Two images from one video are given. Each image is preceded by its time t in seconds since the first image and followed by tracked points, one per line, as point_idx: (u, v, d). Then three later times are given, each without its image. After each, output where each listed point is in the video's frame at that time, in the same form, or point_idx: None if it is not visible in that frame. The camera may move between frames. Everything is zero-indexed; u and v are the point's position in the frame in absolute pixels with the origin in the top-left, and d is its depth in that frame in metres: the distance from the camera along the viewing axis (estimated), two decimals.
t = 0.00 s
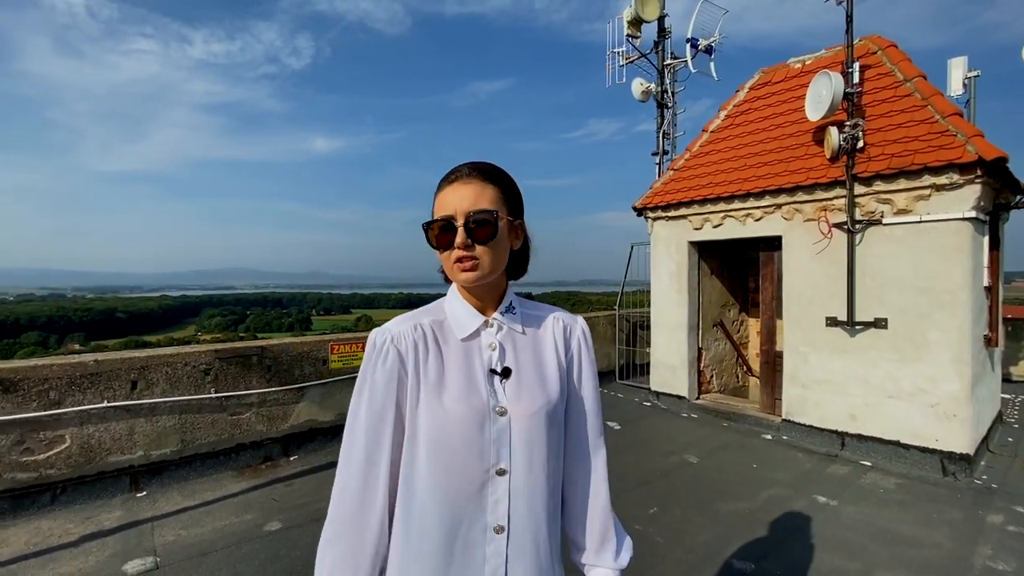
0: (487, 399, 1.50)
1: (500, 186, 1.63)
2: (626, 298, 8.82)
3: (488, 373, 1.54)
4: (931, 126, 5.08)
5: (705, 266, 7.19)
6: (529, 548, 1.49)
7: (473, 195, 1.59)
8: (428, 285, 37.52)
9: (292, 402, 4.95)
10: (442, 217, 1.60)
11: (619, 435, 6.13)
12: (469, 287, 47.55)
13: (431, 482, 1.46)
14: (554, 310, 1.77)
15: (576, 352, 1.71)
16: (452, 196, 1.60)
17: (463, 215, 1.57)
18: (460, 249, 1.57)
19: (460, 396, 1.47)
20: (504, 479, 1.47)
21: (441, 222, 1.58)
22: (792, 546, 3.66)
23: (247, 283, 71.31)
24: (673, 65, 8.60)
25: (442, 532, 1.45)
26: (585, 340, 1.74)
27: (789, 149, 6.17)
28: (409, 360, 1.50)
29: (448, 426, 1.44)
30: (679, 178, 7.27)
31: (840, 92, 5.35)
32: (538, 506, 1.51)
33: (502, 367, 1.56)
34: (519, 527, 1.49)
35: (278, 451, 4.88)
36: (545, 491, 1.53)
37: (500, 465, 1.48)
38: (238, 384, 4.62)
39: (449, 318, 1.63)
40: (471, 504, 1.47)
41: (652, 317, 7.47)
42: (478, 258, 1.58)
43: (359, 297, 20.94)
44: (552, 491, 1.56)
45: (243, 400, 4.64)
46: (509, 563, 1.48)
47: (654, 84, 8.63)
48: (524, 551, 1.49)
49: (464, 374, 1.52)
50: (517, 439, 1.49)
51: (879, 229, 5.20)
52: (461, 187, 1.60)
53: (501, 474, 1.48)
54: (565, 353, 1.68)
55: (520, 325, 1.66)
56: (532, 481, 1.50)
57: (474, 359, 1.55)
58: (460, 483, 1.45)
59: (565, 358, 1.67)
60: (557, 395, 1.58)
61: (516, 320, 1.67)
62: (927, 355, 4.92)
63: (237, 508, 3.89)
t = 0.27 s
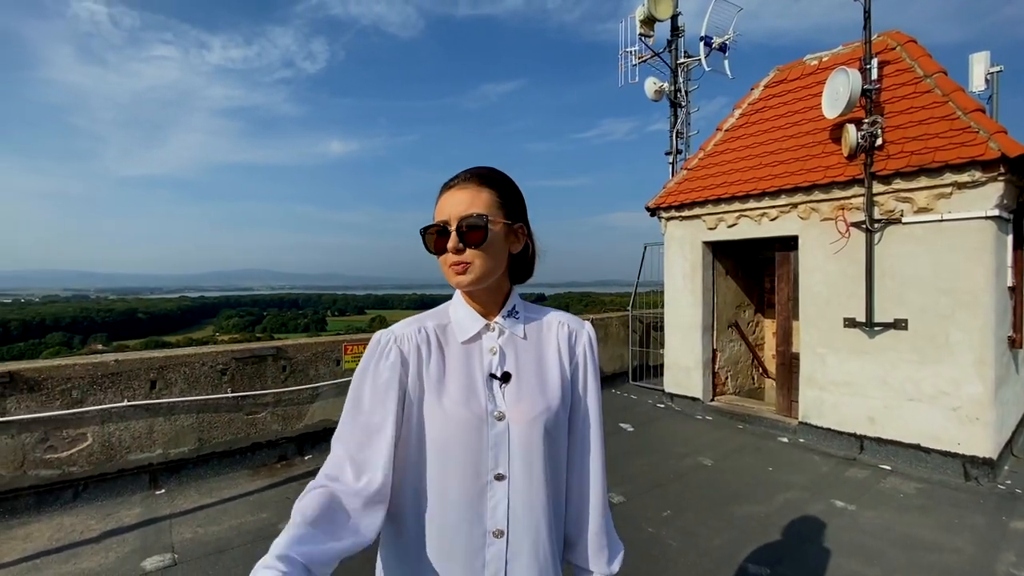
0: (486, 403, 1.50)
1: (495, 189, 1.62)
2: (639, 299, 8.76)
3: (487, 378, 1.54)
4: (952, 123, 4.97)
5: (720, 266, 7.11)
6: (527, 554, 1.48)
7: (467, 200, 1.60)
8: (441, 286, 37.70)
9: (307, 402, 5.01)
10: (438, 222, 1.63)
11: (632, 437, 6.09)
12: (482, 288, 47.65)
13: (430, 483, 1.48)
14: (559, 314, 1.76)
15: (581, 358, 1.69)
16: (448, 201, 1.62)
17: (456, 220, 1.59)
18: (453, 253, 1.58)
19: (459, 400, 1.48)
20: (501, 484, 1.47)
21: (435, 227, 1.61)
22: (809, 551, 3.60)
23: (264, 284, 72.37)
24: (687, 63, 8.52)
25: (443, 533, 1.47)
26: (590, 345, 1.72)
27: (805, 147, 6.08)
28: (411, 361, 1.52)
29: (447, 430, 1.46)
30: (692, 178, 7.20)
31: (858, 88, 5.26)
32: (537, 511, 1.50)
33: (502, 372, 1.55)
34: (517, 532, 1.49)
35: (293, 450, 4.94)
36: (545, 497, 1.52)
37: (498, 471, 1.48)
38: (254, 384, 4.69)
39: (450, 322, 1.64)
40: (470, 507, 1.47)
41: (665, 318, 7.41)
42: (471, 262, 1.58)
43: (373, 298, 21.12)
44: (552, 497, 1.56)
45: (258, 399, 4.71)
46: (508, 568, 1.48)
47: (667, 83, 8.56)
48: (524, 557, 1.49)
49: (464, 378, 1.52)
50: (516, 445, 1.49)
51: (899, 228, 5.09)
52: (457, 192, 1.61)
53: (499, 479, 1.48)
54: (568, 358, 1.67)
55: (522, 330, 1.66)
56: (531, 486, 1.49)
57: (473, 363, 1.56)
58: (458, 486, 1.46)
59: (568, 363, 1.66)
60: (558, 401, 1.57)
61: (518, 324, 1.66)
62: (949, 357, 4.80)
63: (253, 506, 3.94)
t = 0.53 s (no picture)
0: (497, 401, 1.50)
1: (515, 191, 1.61)
2: (647, 299, 8.72)
3: (498, 376, 1.54)
4: (966, 119, 4.89)
5: (728, 266, 7.05)
6: (531, 554, 1.47)
7: (488, 200, 1.59)
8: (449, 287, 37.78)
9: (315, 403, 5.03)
10: (457, 222, 1.61)
11: (640, 438, 6.06)
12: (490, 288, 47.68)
13: (437, 478, 1.49)
14: (573, 316, 1.74)
15: (594, 360, 1.68)
16: (468, 200, 1.61)
17: (478, 221, 1.58)
18: (475, 254, 1.58)
19: (469, 396, 1.47)
20: (508, 483, 1.46)
21: (454, 228, 1.59)
22: (820, 554, 3.56)
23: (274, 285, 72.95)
24: (694, 62, 8.46)
25: (447, 528, 1.48)
26: (605, 348, 1.70)
27: (815, 145, 6.01)
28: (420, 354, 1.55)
29: (456, 425, 1.46)
30: (701, 177, 7.15)
31: (869, 85, 5.19)
32: (544, 511, 1.49)
33: (513, 370, 1.55)
34: (522, 532, 1.48)
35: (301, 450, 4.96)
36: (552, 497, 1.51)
37: (506, 469, 1.47)
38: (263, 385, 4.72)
39: (464, 320, 1.66)
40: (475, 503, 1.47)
41: (673, 318, 7.37)
42: (493, 264, 1.58)
43: (381, 299, 21.20)
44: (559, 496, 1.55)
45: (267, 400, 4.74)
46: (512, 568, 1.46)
47: (675, 82, 8.52)
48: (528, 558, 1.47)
49: (474, 374, 1.53)
50: (525, 443, 1.48)
51: (911, 227, 5.02)
52: (477, 192, 1.60)
53: (506, 478, 1.47)
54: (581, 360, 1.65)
55: (534, 331, 1.65)
56: (538, 486, 1.48)
57: (485, 360, 1.56)
58: (464, 482, 1.46)
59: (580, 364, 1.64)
60: (570, 402, 1.55)
61: (531, 325, 1.65)
62: (963, 357, 4.72)
63: (261, 506, 3.96)
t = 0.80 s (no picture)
0: (498, 403, 1.51)
1: (526, 192, 1.60)
2: (650, 299, 8.69)
3: (503, 379, 1.55)
4: (972, 117, 4.85)
5: (732, 266, 7.03)
6: (529, 566, 1.42)
7: (496, 202, 1.58)
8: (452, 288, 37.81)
9: (318, 404, 5.05)
10: (466, 222, 1.63)
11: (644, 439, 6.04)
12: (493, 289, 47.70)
13: (443, 477, 1.54)
14: (592, 320, 1.65)
15: (611, 367, 1.57)
16: (478, 201, 1.62)
17: (483, 222, 1.58)
18: (477, 255, 1.58)
19: (472, 398, 1.51)
20: (507, 487, 1.46)
21: (461, 228, 1.61)
22: (826, 556, 3.54)
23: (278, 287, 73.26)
24: (697, 61, 8.44)
25: (450, 527, 1.51)
26: (624, 354, 1.59)
27: (819, 144, 5.98)
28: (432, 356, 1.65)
29: (459, 425, 1.51)
30: (704, 176, 7.13)
31: (874, 84, 5.16)
32: (544, 521, 1.45)
33: (517, 373, 1.54)
34: (520, 542, 1.44)
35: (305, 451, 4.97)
36: (554, 506, 1.46)
37: (505, 473, 1.46)
38: (267, 387, 4.74)
39: (476, 322, 1.68)
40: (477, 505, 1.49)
41: (677, 318, 7.35)
42: (495, 265, 1.57)
43: (384, 300, 21.23)
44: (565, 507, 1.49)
45: (271, 401, 4.76)
46: None
47: (677, 81, 8.50)
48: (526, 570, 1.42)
49: (480, 376, 1.56)
50: (524, 449, 1.46)
51: (918, 226, 4.98)
52: (488, 193, 1.61)
53: (506, 482, 1.46)
54: (594, 366, 1.58)
55: (544, 334, 1.61)
56: (537, 493, 1.44)
57: (492, 363, 1.58)
58: (466, 483, 1.50)
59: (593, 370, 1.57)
60: (575, 409, 1.49)
61: (541, 328, 1.62)
62: (970, 357, 4.68)
63: (265, 508, 3.97)
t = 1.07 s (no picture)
0: (486, 406, 1.52)
1: (528, 192, 1.60)
2: (651, 300, 8.69)
3: (494, 382, 1.54)
4: (974, 116, 4.85)
5: (733, 266, 7.02)
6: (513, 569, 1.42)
7: (498, 202, 1.60)
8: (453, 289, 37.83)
9: (320, 406, 5.05)
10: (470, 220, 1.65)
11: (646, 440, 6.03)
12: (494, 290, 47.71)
13: (438, 475, 1.60)
14: (591, 321, 1.59)
15: (604, 371, 1.49)
16: (482, 199, 1.64)
17: (484, 220, 1.61)
18: (476, 254, 1.60)
19: (463, 400, 1.55)
20: (491, 489, 1.47)
21: (464, 226, 1.64)
22: (829, 557, 3.53)
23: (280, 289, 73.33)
24: (697, 62, 8.45)
25: (443, 524, 1.56)
26: (619, 358, 1.49)
27: (820, 144, 5.98)
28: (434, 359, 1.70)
29: (451, 425, 1.56)
30: (704, 177, 7.14)
31: (874, 83, 5.16)
32: (526, 526, 1.44)
33: (506, 376, 1.53)
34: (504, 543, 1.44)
35: (307, 453, 4.98)
36: (538, 511, 1.44)
37: (490, 476, 1.48)
38: (269, 388, 4.74)
39: (479, 324, 1.69)
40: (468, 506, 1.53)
41: (678, 319, 7.35)
42: (491, 264, 1.58)
43: (385, 302, 21.23)
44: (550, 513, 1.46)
45: (272, 403, 4.76)
46: None
47: (678, 82, 8.51)
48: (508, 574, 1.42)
49: (472, 378, 1.58)
50: (506, 452, 1.46)
51: (919, 226, 4.98)
52: (492, 192, 1.63)
53: (491, 484, 1.48)
54: (587, 369, 1.51)
55: (542, 336, 1.59)
56: (520, 497, 1.45)
57: (487, 365, 1.59)
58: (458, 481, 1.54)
59: (585, 374, 1.50)
60: (561, 414, 1.44)
61: (541, 329, 1.60)
62: (973, 357, 4.67)
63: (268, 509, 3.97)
